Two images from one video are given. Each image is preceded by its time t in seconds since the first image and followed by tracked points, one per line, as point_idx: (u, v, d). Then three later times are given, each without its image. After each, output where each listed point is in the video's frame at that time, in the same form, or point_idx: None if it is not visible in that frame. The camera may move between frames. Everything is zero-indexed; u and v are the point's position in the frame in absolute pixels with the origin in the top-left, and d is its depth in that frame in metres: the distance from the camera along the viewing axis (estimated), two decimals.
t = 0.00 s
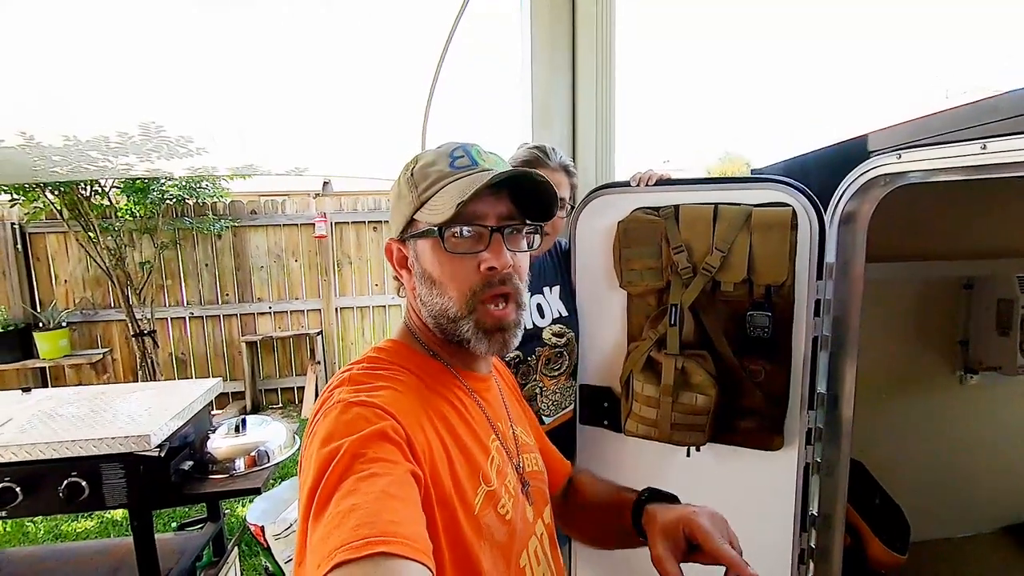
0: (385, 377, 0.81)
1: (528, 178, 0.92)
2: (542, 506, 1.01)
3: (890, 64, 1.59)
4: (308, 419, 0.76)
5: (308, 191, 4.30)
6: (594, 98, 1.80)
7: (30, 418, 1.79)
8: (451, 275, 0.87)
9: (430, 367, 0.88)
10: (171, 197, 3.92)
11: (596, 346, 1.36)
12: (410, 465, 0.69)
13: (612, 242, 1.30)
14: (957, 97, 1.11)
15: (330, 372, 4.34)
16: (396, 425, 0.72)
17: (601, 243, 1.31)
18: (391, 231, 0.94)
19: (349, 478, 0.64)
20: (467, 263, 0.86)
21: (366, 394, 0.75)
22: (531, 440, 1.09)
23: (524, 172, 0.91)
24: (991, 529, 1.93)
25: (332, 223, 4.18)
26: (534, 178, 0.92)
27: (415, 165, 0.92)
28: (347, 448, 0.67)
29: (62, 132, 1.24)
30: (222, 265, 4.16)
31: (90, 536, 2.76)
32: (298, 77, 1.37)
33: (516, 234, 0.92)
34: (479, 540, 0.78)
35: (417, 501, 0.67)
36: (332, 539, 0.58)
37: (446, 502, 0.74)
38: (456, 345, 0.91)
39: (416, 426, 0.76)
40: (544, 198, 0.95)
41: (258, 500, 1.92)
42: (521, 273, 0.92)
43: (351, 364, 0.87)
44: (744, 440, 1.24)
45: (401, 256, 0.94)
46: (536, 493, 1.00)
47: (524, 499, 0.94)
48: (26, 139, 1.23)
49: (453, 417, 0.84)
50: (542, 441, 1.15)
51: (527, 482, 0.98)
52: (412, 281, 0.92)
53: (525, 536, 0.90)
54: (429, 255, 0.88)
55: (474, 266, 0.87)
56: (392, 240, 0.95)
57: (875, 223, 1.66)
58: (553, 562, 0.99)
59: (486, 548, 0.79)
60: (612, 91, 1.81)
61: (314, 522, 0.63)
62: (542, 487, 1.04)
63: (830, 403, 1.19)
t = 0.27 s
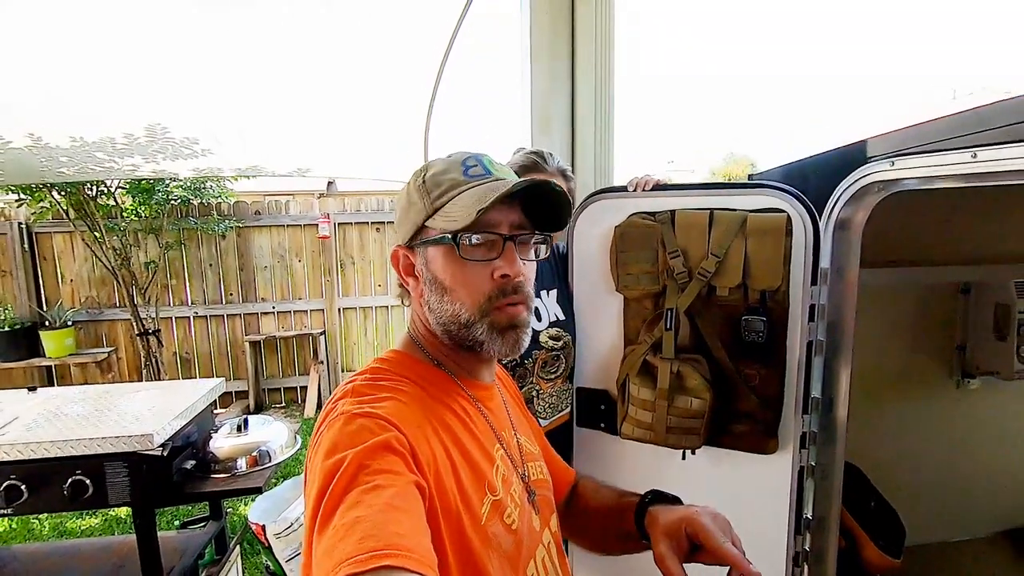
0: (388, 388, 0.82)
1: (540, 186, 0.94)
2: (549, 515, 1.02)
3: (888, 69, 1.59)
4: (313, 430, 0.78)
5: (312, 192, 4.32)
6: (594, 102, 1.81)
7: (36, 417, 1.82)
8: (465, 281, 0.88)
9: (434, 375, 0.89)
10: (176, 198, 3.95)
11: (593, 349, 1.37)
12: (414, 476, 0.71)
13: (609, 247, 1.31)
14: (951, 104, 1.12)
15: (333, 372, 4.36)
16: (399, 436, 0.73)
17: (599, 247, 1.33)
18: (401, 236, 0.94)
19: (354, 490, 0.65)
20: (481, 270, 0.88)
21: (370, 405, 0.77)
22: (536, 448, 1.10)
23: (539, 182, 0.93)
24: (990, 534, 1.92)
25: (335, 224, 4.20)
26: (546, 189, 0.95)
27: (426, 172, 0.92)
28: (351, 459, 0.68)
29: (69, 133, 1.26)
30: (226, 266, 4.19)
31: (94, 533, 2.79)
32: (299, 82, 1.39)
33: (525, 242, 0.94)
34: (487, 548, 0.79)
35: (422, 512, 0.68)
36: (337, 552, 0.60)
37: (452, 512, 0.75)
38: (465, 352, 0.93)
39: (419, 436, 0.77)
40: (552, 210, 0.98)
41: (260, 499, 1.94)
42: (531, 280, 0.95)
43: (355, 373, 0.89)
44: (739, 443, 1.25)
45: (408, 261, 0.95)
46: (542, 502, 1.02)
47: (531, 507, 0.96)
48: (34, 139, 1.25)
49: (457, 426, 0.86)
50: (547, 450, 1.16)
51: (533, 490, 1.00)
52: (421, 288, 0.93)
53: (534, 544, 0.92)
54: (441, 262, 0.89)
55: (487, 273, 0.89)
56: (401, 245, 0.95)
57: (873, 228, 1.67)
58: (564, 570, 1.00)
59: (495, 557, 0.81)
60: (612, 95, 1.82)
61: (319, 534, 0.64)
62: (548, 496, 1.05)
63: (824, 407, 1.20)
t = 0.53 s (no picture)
0: (394, 384, 0.85)
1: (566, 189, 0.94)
2: (556, 507, 1.06)
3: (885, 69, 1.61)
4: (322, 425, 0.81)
5: (315, 189, 4.34)
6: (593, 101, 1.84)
7: (43, 408, 1.85)
8: (488, 278, 0.90)
9: (440, 372, 0.92)
10: (181, 194, 3.98)
11: (590, 344, 1.39)
12: (421, 470, 0.73)
13: (606, 243, 1.33)
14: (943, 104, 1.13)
15: (335, 368, 4.39)
16: (406, 431, 0.76)
17: (596, 244, 1.34)
18: (419, 228, 0.92)
19: (362, 485, 0.67)
20: (505, 268, 0.90)
21: (376, 401, 0.79)
22: (540, 442, 1.13)
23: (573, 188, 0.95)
24: (984, 531, 1.94)
25: (338, 221, 4.23)
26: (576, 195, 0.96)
27: (450, 166, 0.91)
28: (358, 454, 0.70)
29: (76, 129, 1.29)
30: (229, 262, 4.22)
31: (99, 524, 2.83)
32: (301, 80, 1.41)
33: (544, 243, 0.96)
34: (495, 539, 0.82)
35: (430, 506, 0.70)
36: (347, 545, 0.61)
37: (461, 506, 0.78)
38: (480, 346, 0.96)
39: (426, 430, 0.79)
40: (580, 215, 0.99)
41: (262, 491, 1.96)
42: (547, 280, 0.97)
43: (362, 369, 0.91)
44: (732, 437, 1.27)
45: (425, 255, 0.94)
46: (549, 494, 1.05)
47: (538, 499, 0.99)
48: (41, 136, 1.30)
49: (462, 420, 0.89)
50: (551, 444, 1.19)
51: (540, 483, 1.03)
52: (437, 282, 0.94)
53: (542, 535, 0.94)
54: (464, 257, 0.89)
55: (509, 271, 0.91)
56: (418, 237, 0.94)
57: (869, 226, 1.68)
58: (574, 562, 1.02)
59: (507, 549, 0.83)
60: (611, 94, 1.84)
61: (329, 527, 0.66)
62: (554, 488, 1.08)
63: (816, 402, 1.23)
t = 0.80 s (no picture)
0: (394, 383, 0.85)
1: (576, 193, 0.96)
2: (558, 505, 1.08)
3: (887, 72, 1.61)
4: (321, 424, 0.81)
5: (318, 188, 4.36)
6: (596, 102, 1.84)
7: (46, 403, 1.86)
8: (500, 279, 0.90)
9: (441, 372, 0.93)
10: (184, 191, 4.00)
11: (589, 343, 1.38)
12: (421, 469, 0.73)
13: (607, 243, 1.33)
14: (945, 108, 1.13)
15: (336, 366, 4.40)
16: (405, 430, 0.76)
17: (597, 243, 1.34)
18: (427, 224, 0.91)
19: (361, 484, 0.67)
20: (518, 269, 0.90)
21: (375, 400, 0.80)
22: (542, 441, 1.14)
23: (588, 193, 0.96)
24: (982, 535, 1.94)
25: (341, 220, 4.24)
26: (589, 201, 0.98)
27: (462, 165, 0.91)
28: (357, 453, 0.71)
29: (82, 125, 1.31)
30: (232, 259, 4.23)
31: (100, 520, 2.84)
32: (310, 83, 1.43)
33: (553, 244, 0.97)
34: (495, 538, 0.82)
35: (429, 504, 0.71)
36: (345, 544, 0.62)
37: (461, 505, 0.79)
38: (487, 343, 0.96)
39: (425, 429, 0.80)
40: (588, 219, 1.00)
41: (262, 487, 1.97)
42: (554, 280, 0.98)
43: (361, 368, 0.92)
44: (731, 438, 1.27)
45: (435, 253, 0.93)
46: (551, 493, 1.06)
47: (539, 498, 0.99)
48: (46, 131, 1.33)
49: (461, 419, 0.89)
50: (552, 442, 1.19)
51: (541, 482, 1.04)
52: (446, 281, 0.93)
53: (541, 534, 0.95)
54: (476, 257, 0.89)
55: (521, 272, 0.91)
56: (425, 234, 0.92)
57: (871, 229, 1.68)
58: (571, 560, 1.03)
59: (505, 547, 0.84)
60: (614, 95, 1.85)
61: (328, 525, 0.67)
62: (555, 487, 1.10)
63: (815, 404, 1.23)
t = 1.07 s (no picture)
0: (389, 381, 0.84)
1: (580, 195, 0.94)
2: (549, 509, 1.06)
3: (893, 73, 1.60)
4: (315, 420, 0.81)
5: (321, 188, 4.35)
6: (599, 103, 1.83)
7: (48, 404, 1.85)
8: (502, 276, 0.89)
9: (436, 371, 0.92)
10: (186, 192, 4.00)
11: (595, 346, 1.38)
12: (414, 467, 0.73)
13: (612, 245, 1.32)
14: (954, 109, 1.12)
15: (338, 366, 4.39)
16: (399, 428, 0.75)
17: (602, 245, 1.33)
18: (429, 222, 0.90)
19: (355, 480, 0.67)
20: (520, 267, 0.89)
21: (371, 397, 0.79)
22: (535, 444, 1.13)
23: (592, 195, 0.96)
24: (988, 540, 1.93)
25: (343, 220, 4.24)
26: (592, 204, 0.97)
27: (465, 165, 0.90)
28: (352, 449, 0.70)
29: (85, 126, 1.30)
30: (234, 259, 4.23)
31: (102, 521, 2.84)
32: (308, 76, 1.39)
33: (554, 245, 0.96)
34: (486, 540, 0.82)
35: (422, 503, 0.70)
36: (338, 540, 0.61)
37: (452, 504, 0.78)
38: (487, 342, 0.95)
39: (419, 428, 0.79)
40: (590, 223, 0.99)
41: (264, 489, 1.97)
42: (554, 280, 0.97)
43: (357, 365, 0.91)
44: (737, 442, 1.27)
45: (436, 251, 0.91)
46: (542, 496, 1.05)
47: (530, 500, 0.98)
48: (50, 132, 1.30)
49: (456, 418, 0.88)
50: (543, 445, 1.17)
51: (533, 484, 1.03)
52: (447, 278, 0.91)
53: (533, 536, 0.94)
54: (478, 254, 0.88)
55: (523, 270, 0.90)
56: (427, 232, 0.91)
57: (877, 231, 1.67)
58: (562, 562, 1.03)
59: (495, 549, 0.83)
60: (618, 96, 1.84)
61: (321, 521, 0.66)
62: (547, 490, 1.08)
63: (823, 408, 1.20)
